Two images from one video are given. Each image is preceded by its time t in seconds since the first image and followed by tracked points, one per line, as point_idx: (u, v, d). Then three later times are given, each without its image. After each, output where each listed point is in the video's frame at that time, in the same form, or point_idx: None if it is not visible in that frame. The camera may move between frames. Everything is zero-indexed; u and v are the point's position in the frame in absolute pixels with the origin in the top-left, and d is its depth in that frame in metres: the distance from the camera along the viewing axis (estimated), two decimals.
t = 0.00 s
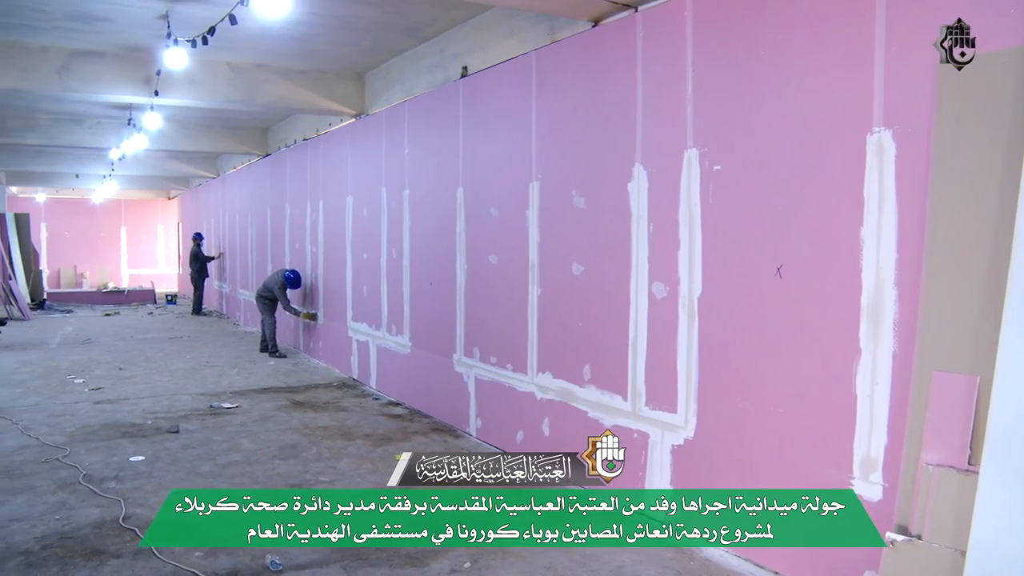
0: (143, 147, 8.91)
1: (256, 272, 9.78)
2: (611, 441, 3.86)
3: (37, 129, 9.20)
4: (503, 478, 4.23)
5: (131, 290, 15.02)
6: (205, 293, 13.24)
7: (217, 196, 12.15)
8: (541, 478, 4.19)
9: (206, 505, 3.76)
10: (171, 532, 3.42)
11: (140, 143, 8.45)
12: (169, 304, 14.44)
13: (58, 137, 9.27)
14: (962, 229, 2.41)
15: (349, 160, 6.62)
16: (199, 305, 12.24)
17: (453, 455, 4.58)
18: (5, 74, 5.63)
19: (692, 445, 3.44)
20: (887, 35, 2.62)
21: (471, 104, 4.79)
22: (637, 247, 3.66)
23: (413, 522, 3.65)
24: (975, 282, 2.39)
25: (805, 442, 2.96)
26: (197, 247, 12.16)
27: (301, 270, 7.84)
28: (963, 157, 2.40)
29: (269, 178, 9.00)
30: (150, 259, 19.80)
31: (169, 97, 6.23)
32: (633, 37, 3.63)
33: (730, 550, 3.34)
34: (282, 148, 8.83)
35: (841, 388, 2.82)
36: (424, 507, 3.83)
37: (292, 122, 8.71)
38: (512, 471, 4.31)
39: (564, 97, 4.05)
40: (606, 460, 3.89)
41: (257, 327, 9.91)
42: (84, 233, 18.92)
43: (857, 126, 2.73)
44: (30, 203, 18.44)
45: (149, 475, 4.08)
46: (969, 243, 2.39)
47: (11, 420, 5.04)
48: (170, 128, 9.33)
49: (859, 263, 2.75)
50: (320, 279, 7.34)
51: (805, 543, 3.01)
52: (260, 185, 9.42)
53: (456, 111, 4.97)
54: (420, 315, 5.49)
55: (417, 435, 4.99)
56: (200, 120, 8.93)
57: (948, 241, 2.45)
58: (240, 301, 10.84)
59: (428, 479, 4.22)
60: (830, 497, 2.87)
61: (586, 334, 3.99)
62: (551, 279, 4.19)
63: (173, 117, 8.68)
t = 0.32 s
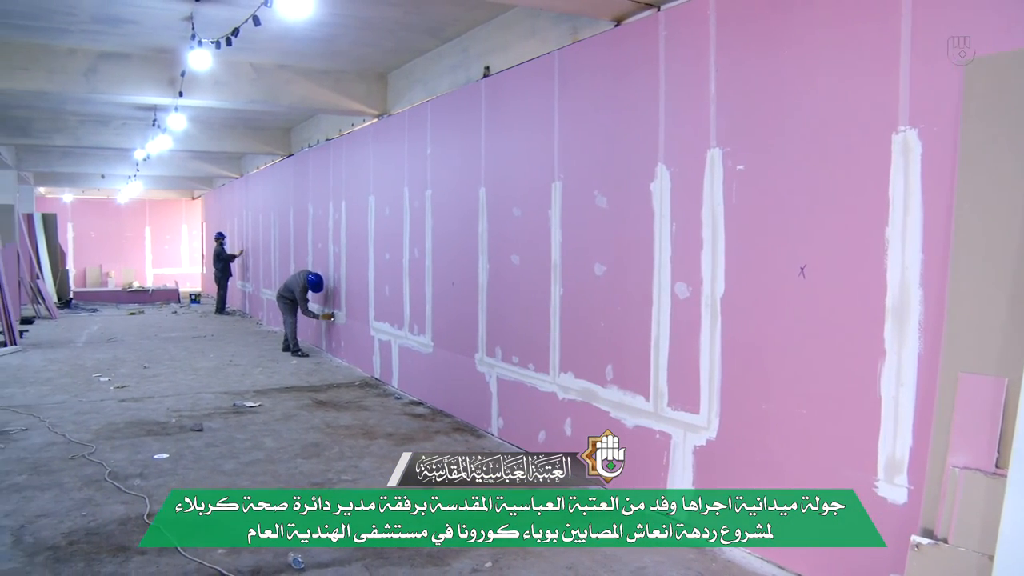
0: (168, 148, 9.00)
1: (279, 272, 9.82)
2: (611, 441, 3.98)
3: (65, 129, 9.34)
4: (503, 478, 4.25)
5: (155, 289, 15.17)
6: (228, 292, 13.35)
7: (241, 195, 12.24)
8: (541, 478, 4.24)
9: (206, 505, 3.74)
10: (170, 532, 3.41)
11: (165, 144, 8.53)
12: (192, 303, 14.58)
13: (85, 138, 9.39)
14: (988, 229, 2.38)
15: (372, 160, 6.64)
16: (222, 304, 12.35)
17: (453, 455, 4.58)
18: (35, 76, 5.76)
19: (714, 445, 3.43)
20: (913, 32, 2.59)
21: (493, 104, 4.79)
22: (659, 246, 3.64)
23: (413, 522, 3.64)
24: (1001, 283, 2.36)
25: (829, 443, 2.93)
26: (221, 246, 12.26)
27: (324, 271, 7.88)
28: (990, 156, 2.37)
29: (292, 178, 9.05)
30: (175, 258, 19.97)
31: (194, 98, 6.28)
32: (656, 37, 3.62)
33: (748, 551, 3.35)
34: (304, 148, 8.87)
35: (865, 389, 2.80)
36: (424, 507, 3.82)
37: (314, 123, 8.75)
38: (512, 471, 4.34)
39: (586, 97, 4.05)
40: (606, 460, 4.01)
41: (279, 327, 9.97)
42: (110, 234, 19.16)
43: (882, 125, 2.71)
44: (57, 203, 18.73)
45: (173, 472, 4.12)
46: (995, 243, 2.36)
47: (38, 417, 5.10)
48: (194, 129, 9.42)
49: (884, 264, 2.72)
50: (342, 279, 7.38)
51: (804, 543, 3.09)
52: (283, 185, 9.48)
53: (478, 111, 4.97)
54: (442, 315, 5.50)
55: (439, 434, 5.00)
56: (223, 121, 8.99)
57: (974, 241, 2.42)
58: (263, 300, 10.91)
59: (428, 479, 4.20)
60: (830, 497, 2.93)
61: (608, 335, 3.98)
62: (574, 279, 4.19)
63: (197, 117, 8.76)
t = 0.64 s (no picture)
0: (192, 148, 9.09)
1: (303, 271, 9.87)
2: (612, 441, 4.12)
3: (92, 130, 9.47)
4: (503, 478, 4.24)
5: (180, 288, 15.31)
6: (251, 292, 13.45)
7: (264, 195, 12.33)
8: (541, 478, 4.25)
9: (206, 505, 3.72)
10: (175, 531, 3.40)
11: (189, 145, 8.62)
12: (216, 302, 14.70)
13: (111, 139, 9.51)
14: (1016, 229, 2.34)
15: (395, 159, 6.67)
16: (247, 303, 12.45)
17: (452, 455, 4.57)
18: (63, 77, 5.85)
19: (738, 446, 3.41)
20: (941, 30, 2.56)
21: (516, 104, 4.79)
22: (683, 246, 3.63)
23: (413, 522, 3.62)
24: None
25: (855, 445, 2.91)
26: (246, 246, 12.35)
27: (347, 270, 7.91)
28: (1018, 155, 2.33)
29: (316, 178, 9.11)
30: (200, 257, 20.13)
31: (218, 99, 6.32)
32: (679, 36, 3.60)
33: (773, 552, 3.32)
34: (328, 148, 8.92)
35: (891, 390, 2.77)
36: (424, 507, 3.81)
37: (337, 122, 8.78)
38: (512, 471, 4.34)
39: (609, 97, 4.04)
40: (606, 460, 4.15)
41: (303, 326, 10.04)
42: (135, 233, 19.37)
43: (908, 124, 2.68)
44: (83, 203, 19.00)
45: (197, 470, 4.15)
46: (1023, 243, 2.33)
47: (65, 414, 5.16)
48: (218, 129, 9.50)
49: (910, 265, 2.69)
50: (365, 278, 7.41)
51: (802, 543, 3.18)
52: (306, 184, 9.54)
53: (501, 111, 4.98)
54: (465, 315, 5.51)
55: (461, 434, 5.01)
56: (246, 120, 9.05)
57: (1001, 241, 2.38)
58: (286, 299, 10.98)
59: (428, 479, 4.19)
60: (830, 497, 3.01)
61: (631, 335, 3.97)
62: (597, 279, 4.18)
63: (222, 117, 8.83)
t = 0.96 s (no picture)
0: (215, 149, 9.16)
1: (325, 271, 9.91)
2: (612, 441, 4.26)
3: (117, 131, 9.52)
4: (503, 478, 4.22)
5: (203, 287, 15.43)
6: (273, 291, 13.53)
7: (286, 195, 12.40)
8: (541, 478, 4.24)
9: (206, 505, 3.70)
10: (199, 529, 3.43)
11: (212, 146, 8.69)
12: (239, 301, 14.81)
13: (136, 139, 9.55)
14: None
15: (417, 159, 6.68)
16: (269, 302, 12.53)
17: (455, 455, 4.56)
18: (89, 79, 5.94)
19: (760, 447, 3.39)
20: (967, 27, 2.52)
21: (538, 104, 4.78)
22: (705, 246, 3.61)
23: (413, 522, 3.60)
24: None
25: (879, 447, 2.88)
26: (269, 246, 12.42)
27: (369, 270, 7.93)
28: None
29: (338, 178, 9.15)
30: (223, 257, 20.27)
31: (241, 100, 6.34)
32: (702, 35, 3.58)
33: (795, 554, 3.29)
34: (349, 148, 8.95)
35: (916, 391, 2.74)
36: (424, 507, 3.79)
37: (359, 122, 8.81)
38: (512, 471, 4.33)
39: (632, 96, 4.02)
40: (606, 460, 4.26)
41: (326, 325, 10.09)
42: (159, 233, 19.55)
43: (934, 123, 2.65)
44: (108, 203, 19.24)
45: (221, 468, 4.19)
46: None
47: (90, 412, 5.22)
48: (241, 129, 9.57)
49: (934, 265, 2.67)
50: (387, 278, 7.43)
51: (814, 543, 3.19)
52: (329, 184, 9.58)
53: (523, 111, 4.98)
54: (487, 314, 5.52)
55: (482, 433, 5.02)
56: (268, 121, 9.11)
57: None
58: (308, 298, 11.03)
59: (428, 479, 4.17)
60: (842, 498, 3.03)
61: (653, 334, 3.96)
62: (619, 279, 4.17)
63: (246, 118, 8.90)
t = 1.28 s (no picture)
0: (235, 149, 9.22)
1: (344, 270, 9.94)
2: (612, 441, 4.38)
3: (138, 132, 9.55)
4: (502, 478, 4.21)
5: (223, 286, 15.54)
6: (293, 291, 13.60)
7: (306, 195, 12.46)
8: (541, 478, 4.24)
9: (208, 505, 3.69)
10: (219, 527, 3.45)
11: (231, 146, 8.74)
12: (259, 301, 14.90)
13: (157, 140, 9.59)
14: None
15: (435, 160, 6.69)
16: (288, 302, 12.60)
17: (453, 455, 4.55)
18: (112, 80, 6.01)
19: (780, 448, 3.37)
20: (990, 24, 2.49)
21: (557, 104, 4.78)
22: (724, 246, 3.60)
23: (412, 522, 3.59)
24: None
25: (900, 448, 2.85)
26: (287, 246, 12.49)
27: (388, 269, 7.96)
28: None
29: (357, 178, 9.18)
30: (242, 256, 20.39)
31: (261, 100, 6.37)
32: (722, 34, 3.57)
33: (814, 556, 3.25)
34: (368, 148, 8.98)
35: (938, 393, 2.71)
36: (424, 507, 3.77)
37: (378, 123, 8.83)
38: (512, 471, 4.32)
39: (652, 96, 4.01)
40: (606, 460, 4.34)
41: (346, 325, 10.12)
42: (180, 232, 19.71)
43: (956, 121, 2.62)
44: (130, 203, 19.45)
45: (240, 467, 4.21)
46: None
47: (112, 410, 5.27)
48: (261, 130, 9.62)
49: (957, 266, 2.64)
50: (405, 277, 7.45)
51: (830, 542, 3.17)
52: (347, 185, 9.62)
53: (541, 111, 4.98)
54: (505, 314, 5.52)
55: (500, 433, 5.03)
56: (287, 121, 9.15)
57: None
58: (328, 298, 11.08)
59: (428, 479, 4.16)
60: (862, 498, 3.00)
61: (671, 334, 3.95)
62: (638, 279, 4.16)
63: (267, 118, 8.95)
